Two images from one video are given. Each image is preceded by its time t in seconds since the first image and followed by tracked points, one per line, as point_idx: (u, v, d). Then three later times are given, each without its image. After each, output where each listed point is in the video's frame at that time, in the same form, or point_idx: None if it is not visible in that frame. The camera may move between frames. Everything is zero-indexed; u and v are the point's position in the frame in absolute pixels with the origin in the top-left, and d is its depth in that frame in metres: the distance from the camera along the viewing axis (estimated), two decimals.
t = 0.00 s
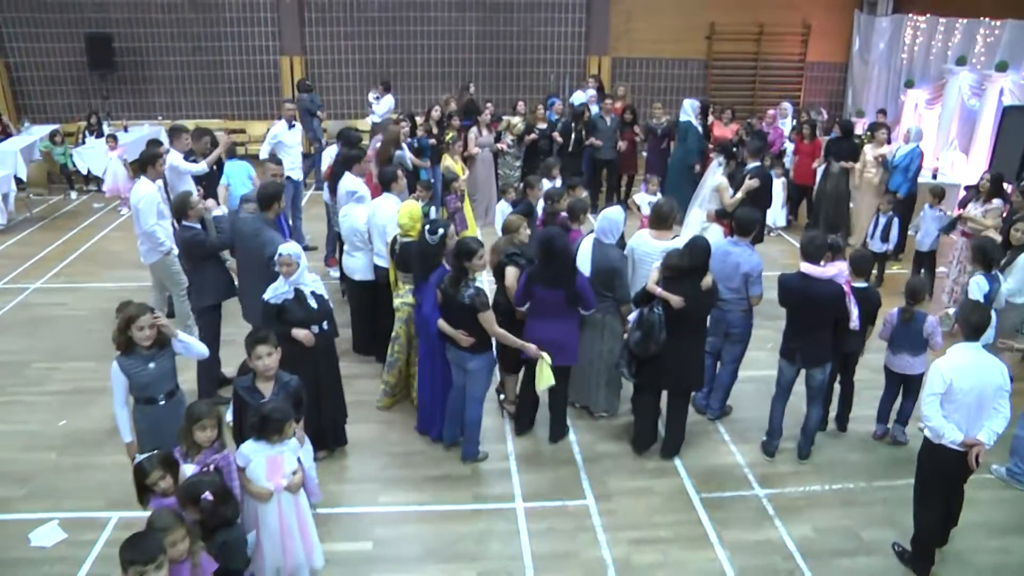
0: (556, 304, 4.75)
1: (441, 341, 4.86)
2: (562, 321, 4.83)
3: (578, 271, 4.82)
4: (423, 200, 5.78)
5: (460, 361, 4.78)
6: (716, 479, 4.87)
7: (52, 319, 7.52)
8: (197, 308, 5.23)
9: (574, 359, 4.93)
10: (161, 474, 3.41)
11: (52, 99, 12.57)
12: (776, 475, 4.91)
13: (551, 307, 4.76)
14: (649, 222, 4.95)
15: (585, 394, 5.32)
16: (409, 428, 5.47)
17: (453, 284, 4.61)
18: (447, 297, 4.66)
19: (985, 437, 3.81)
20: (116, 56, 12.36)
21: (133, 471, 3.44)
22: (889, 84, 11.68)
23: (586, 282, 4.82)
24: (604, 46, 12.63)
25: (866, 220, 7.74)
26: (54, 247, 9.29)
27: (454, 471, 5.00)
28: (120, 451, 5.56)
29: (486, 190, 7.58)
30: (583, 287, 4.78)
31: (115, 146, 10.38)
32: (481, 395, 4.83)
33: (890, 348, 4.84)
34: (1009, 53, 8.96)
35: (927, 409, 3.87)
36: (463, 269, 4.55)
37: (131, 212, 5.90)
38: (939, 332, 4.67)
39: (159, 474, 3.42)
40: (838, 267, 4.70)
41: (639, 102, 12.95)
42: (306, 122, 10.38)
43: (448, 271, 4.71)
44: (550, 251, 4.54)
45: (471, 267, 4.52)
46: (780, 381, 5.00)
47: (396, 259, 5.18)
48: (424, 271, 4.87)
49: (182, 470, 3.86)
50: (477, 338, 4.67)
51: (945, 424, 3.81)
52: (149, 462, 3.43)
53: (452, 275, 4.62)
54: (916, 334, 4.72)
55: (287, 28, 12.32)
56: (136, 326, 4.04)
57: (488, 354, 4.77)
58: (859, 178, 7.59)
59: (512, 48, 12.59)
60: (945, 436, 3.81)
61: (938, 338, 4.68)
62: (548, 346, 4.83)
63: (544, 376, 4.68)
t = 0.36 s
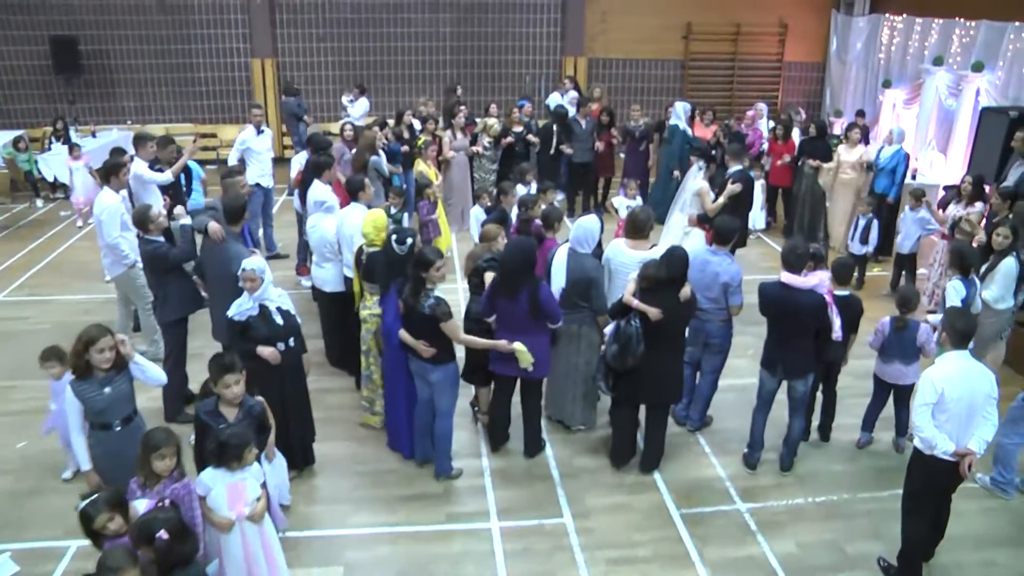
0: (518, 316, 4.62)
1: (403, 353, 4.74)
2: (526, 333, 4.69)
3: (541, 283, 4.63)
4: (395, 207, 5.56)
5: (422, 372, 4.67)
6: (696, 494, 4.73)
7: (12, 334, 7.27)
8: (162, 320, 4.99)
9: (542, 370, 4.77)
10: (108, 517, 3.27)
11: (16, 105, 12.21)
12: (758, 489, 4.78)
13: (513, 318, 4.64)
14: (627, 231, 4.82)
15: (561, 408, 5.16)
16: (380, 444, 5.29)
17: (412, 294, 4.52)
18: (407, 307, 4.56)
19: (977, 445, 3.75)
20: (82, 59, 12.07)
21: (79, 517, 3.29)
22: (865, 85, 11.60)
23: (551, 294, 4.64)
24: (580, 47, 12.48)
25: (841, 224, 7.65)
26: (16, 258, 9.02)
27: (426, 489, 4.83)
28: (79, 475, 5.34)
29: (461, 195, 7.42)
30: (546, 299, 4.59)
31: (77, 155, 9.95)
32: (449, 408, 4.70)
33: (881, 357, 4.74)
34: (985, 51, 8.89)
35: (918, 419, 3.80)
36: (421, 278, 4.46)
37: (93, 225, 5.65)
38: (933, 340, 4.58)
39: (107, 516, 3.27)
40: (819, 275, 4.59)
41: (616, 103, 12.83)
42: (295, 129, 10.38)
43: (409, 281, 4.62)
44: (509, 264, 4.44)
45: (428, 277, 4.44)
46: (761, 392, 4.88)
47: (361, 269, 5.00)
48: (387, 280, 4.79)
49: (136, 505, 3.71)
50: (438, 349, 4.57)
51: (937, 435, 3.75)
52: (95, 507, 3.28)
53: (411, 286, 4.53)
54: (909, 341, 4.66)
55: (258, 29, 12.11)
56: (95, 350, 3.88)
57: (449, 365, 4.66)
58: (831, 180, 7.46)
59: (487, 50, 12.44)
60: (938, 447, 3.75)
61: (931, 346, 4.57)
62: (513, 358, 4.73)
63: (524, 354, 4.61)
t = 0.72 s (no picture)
0: (481, 330, 4.27)
1: (362, 374, 4.34)
2: (492, 350, 4.33)
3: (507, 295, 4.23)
4: (356, 209, 5.21)
5: (382, 397, 4.26)
6: (686, 522, 4.33)
7: None
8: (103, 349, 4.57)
9: (510, 389, 4.39)
10: None
11: None
12: (752, 515, 4.38)
13: (476, 332, 4.28)
14: (608, 239, 4.45)
15: (539, 428, 4.76)
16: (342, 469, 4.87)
17: (368, 308, 4.10)
18: (366, 324, 4.14)
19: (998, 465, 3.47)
20: (17, 48, 11.54)
21: None
22: (866, 73, 11.23)
23: (518, 308, 4.22)
24: (558, 36, 12.01)
25: (837, 225, 7.47)
26: None
27: (390, 520, 4.41)
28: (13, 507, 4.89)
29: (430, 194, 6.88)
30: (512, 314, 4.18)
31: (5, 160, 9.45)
32: (414, 434, 4.29)
33: (908, 374, 4.35)
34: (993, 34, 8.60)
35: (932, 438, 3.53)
36: (377, 292, 4.04)
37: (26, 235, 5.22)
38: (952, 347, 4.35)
39: None
40: (817, 285, 4.29)
41: (597, 95, 12.30)
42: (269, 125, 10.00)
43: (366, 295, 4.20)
44: (469, 274, 4.11)
45: (385, 290, 4.02)
46: (757, 410, 4.50)
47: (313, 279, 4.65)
48: (345, 294, 4.40)
49: (60, 560, 3.25)
50: (398, 370, 4.16)
51: (955, 455, 3.48)
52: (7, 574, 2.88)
53: (368, 301, 4.12)
54: (938, 355, 4.28)
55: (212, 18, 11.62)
56: (14, 382, 3.46)
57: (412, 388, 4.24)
58: (833, 176, 7.33)
59: (457, 38, 12.02)
60: (956, 468, 3.48)
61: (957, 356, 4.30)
62: (474, 376, 4.39)
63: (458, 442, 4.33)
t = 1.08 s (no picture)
0: (444, 348, 3.91)
1: (322, 403, 3.93)
2: (456, 370, 3.96)
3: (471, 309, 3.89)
4: (311, 210, 4.89)
5: (344, 427, 3.86)
6: (676, 554, 3.92)
7: None
8: (26, 373, 4.21)
9: (481, 411, 3.99)
10: None
11: None
12: (748, 546, 3.97)
13: (439, 349, 3.92)
14: (588, 247, 4.03)
15: (515, 452, 4.36)
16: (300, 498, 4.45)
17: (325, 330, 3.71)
18: (323, 347, 3.73)
19: (1014, 498, 3.06)
20: None
21: None
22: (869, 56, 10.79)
23: (485, 325, 3.88)
24: (534, 22, 11.50)
25: (843, 217, 7.10)
26: None
27: (349, 557, 3.98)
28: None
29: (390, 194, 6.60)
30: (476, 331, 3.85)
31: None
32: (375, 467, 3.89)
33: (911, 390, 3.99)
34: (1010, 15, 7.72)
35: (945, 467, 3.06)
36: (336, 311, 3.67)
37: None
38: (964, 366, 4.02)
39: None
40: (817, 295, 3.96)
41: (574, 82, 11.83)
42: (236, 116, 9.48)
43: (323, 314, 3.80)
44: (432, 287, 3.75)
45: (344, 309, 3.64)
46: (753, 430, 4.09)
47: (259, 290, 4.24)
48: (299, 314, 3.98)
49: None
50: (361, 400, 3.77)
51: (972, 488, 3.03)
52: None
53: (326, 321, 3.72)
54: (944, 371, 3.94)
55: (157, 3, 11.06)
56: None
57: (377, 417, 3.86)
58: (844, 172, 7.01)
59: (424, 22, 11.52)
60: (973, 502, 3.03)
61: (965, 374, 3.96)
62: (436, 396, 3.99)
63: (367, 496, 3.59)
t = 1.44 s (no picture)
0: (409, 370, 3.59)
1: (278, 436, 3.58)
2: (421, 391, 3.64)
3: (437, 326, 3.56)
4: (265, 215, 4.53)
5: (305, 461, 3.54)
6: None
7: None
8: None
9: (449, 436, 3.70)
10: None
11: None
12: None
13: (403, 369, 3.60)
14: (566, 257, 3.70)
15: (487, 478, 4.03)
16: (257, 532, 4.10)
17: (284, 358, 3.38)
18: (280, 375, 3.42)
19: None
20: None
21: None
22: (865, 43, 10.32)
23: (453, 342, 3.57)
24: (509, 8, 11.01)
25: (845, 211, 6.84)
26: None
27: None
28: None
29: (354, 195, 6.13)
30: (443, 345, 3.53)
31: None
32: (338, 503, 3.58)
33: (902, 407, 3.69)
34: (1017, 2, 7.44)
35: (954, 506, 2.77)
36: (296, 336, 3.35)
37: None
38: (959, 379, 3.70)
39: None
40: (812, 308, 3.67)
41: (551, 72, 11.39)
42: (207, 111, 8.59)
43: (279, 337, 3.47)
44: (398, 304, 3.37)
45: (305, 334, 3.33)
46: (746, 452, 3.77)
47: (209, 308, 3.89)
48: (253, 332, 3.65)
49: None
50: (325, 432, 3.46)
51: (985, 530, 2.72)
52: None
53: (283, 346, 3.40)
54: (937, 384, 3.65)
55: None
56: None
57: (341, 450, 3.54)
58: (840, 168, 6.78)
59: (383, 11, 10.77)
60: (986, 545, 2.73)
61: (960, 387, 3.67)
62: (400, 419, 3.67)
63: (370, 539, 3.30)
